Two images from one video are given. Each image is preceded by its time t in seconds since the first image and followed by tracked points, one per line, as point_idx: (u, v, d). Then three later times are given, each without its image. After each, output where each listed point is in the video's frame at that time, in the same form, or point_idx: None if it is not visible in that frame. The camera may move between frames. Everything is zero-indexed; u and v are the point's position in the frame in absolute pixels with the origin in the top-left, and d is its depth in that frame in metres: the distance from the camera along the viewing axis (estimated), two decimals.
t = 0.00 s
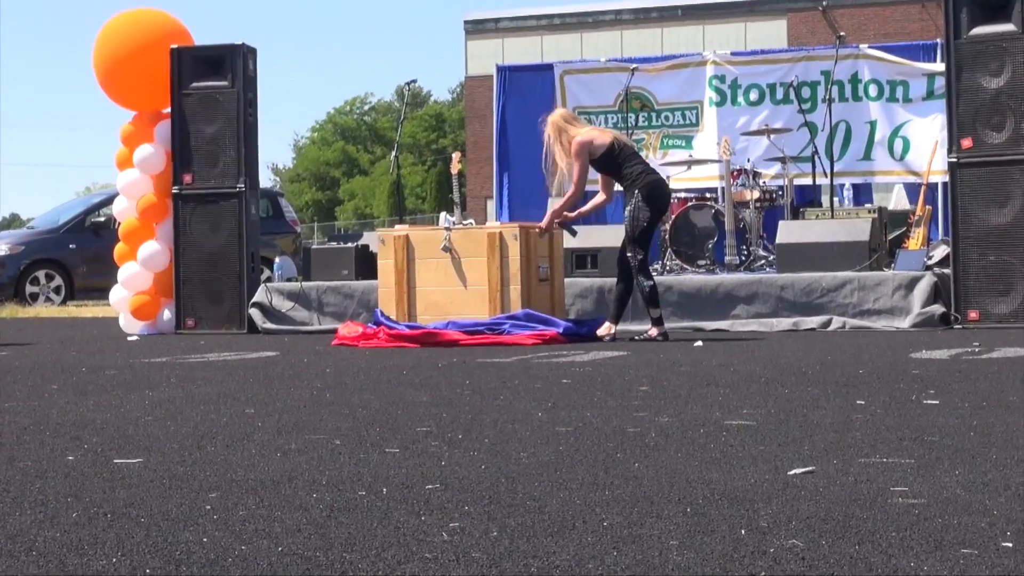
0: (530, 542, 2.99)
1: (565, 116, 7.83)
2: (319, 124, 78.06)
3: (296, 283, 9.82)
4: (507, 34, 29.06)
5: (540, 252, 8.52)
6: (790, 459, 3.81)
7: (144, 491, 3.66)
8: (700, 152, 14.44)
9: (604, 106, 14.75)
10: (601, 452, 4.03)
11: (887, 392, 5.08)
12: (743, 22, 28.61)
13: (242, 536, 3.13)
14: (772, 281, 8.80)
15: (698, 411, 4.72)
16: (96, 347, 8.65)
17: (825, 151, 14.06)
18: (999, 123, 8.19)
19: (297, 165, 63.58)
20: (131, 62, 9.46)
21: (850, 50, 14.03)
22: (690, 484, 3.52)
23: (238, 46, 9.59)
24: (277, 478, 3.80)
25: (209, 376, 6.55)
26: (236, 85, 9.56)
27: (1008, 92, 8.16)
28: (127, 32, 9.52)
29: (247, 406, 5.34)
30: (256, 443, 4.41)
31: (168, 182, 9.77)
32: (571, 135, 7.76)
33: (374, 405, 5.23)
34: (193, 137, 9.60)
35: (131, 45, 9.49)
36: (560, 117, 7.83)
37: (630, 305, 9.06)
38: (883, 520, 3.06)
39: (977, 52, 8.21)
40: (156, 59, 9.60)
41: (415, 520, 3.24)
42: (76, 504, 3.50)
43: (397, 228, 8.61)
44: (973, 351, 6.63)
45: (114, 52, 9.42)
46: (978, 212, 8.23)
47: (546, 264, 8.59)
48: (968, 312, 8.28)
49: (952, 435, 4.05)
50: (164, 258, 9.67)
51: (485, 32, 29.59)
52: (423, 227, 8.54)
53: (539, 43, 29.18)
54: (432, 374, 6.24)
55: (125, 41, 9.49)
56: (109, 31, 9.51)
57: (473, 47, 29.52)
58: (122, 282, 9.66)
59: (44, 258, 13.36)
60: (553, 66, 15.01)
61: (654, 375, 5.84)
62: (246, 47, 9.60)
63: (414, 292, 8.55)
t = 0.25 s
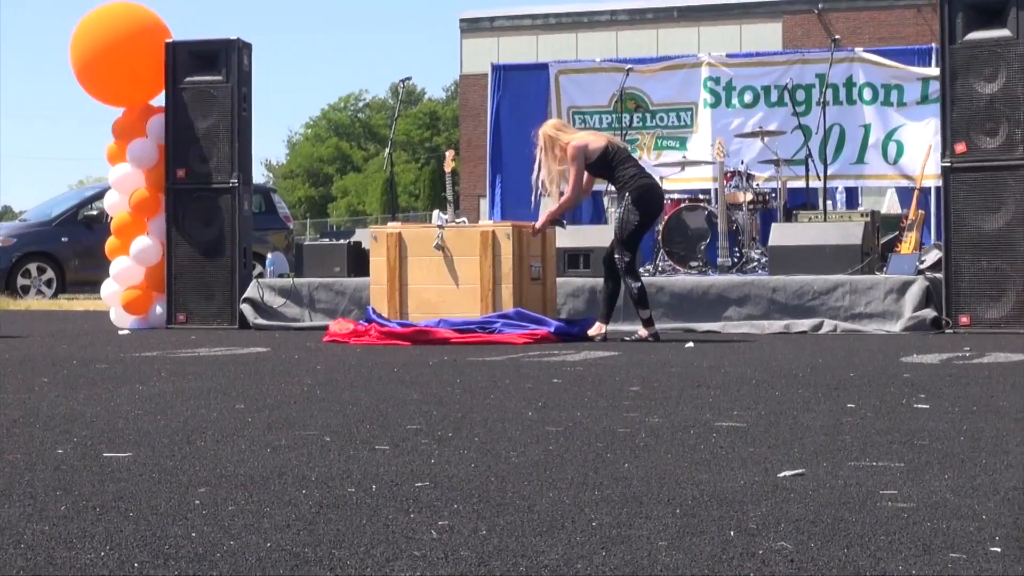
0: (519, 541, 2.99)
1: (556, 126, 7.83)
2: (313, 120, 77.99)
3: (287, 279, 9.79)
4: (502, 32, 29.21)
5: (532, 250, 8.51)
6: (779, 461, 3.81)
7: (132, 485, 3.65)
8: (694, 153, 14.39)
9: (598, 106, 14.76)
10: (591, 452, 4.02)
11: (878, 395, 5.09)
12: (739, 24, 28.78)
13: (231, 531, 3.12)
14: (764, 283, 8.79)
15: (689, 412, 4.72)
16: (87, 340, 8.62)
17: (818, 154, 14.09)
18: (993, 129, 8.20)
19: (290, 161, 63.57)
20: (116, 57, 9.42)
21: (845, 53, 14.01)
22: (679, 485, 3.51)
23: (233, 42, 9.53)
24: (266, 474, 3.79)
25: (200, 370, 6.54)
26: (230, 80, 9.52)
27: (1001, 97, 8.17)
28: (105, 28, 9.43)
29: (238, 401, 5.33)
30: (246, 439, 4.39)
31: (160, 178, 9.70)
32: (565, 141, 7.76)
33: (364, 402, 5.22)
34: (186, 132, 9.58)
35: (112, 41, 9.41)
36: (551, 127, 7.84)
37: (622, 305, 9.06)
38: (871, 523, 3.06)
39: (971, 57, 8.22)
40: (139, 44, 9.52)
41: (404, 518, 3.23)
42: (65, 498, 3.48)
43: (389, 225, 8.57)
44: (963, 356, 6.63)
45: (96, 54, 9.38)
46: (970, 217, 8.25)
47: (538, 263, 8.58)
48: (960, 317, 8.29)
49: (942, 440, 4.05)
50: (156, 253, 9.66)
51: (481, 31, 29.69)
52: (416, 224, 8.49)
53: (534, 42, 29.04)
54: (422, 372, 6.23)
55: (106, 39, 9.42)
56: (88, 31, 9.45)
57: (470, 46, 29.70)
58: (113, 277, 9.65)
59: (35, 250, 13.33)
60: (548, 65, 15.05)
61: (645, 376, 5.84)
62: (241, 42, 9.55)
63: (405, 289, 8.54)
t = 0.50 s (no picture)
0: None
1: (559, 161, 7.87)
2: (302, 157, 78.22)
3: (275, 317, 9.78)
4: (489, 70, 29.87)
5: (519, 288, 8.51)
6: (766, 499, 3.80)
7: (118, 524, 3.62)
8: (681, 190, 14.44)
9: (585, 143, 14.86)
10: (578, 490, 4.00)
11: (865, 432, 5.08)
12: (725, 62, 29.14)
13: (217, 571, 3.09)
14: (751, 320, 8.81)
15: (677, 450, 4.71)
16: (73, 378, 8.58)
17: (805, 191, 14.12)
18: (978, 165, 8.25)
19: (279, 198, 63.71)
20: (106, 82, 9.28)
21: (830, 91, 14.14)
22: (667, 523, 3.50)
23: (220, 79, 9.55)
24: (252, 513, 3.76)
25: (187, 408, 6.51)
26: (218, 118, 9.53)
27: (986, 134, 8.22)
28: (88, 56, 9.27)
29: (224, 439, 5.30)
30: (232, 477, 4.36)
31: (147, 215, 9.68)
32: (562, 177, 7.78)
33: (351, 439, 5.20)
34: (174, 169, 9.58)
35: (100, 68, 9.26)
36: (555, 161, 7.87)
37: (609, 342, 9.05)
38: (859, 562, 3.04)
39: (956, 94, 8.28)
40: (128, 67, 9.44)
41: (390, 556, 3.20)
42: (49, 537, 3.45)
43: (378, 263, 8.58)
44: (950, 392, 6.63)
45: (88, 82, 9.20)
46: (956, 254, 8.28)
47: (525, 300, 8.58)
48: (947, 353, 8.30)
49: (929, 477, 4.05)
50: (143, 290, 9.62)
51: (469, 68, 30.12)
52: (404, 262, 8.49)
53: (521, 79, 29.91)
54: (409, 409, 6.21)
55: (93, 66, 9.25)
56: (68, 64, 9.25)
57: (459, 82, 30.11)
58: (100, 314, 9.59)
59: (22, 288, 13.28)
60: (535, 102, 15.11)
61: (632, 414, 5.82)
62: (229, 79, 9.57)
63: (393, 327, 8.53)
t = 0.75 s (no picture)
0: None
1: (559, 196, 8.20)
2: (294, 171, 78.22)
3: (265, 330, 9.74)
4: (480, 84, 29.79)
5: (510, 302, 8.50)
6: (756, 514, 3.79)
7: (107, 537, 3.60)
8: (672, 205, 14.49)
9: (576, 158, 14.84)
10: (568, 505, 3.99)
11: (855, 448, 5.08)
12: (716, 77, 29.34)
13: None
14: (742, 334, 8.81)
15: (667, 465, 4.71)
16: (62, 390, 8.55)
17: (796, 206, 14.19)
18: (969, 181, 8.28)
19: (270, 211, 63.70)
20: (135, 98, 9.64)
21: (821, 106, 14.14)
22: (657, 538, 3.49)
23: (212, 93, 9.56)
24: (242, 526, 3.75)
25: (176, 421, 6.49)
26: (209, 131, 9.53)
27: (977, 150, 8.25)
28: (118, 73, 9.61)
29: (214, 453, 5.28)
30: (222, 490, 4.35)
31: (140, 227, 9.67)
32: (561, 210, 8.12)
33: (341, 453, 5.19)
34: (164, 183, 9.56)
35: (130, 85, 9.62)
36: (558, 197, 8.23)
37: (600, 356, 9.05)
38: None
39: (947, 110, 8.32)
40: (158, 81, 9.78)
41: (380, 571, 3.19)
42: (38, 550, 3.44)
43: (369, 276, 8.58)
44: (940, 408, 6.63)
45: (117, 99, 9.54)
46: (946, 269, 8.30)
47: (516, 314, 8.57)
48: (937, 368, 8.31)
49: (919, 492, 4.05)
50: (134, 302, 9.64)
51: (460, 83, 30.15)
52: (394, 276, 8.48)
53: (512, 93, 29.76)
54: (400, 423, 6.20)
55: (122, 82, 9.60)
56: (98, 80, 9.56)
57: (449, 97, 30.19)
58: (90, 324, 9.61)
59: (12, 300, 13.25)
60: (526, 117, 15.10)
61: (622, 428, 5.82)
62: (220, 93, 9.58)
63: (383, 340, 8.50)
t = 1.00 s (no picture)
0: None
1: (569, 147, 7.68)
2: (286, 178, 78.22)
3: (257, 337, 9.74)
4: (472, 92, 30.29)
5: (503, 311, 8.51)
6: (748, 522, 3.80)
7: (99, 544, 3.59)
8: (664, 213, 14.52)
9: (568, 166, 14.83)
10: (561, 512, 3.99)
11: (846, 456, 5.09)
12: (708, 86, 29.56)
13: None
14: (734, 343, 8.83)
15: (659, 473, 4.71)
16: (54, 397, 8.52)
17: (788, 215, 14.21)
18: (961, 191, 8.30)
19: (262, 218, 63.75)
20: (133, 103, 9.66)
21: (814, 115, 14.20)
22: (649, 546, 3.50)
23: (204, 99, 9.56)
24: (234, 533, 3.74)
25: (167, 428, 6.48)
26: (202, 138, 9.53)
27: (969, 159, 8.28)
28: (119, 77, 9.63)
29: (206, 459, 5.28)
30: (213, 497, 4.34)
31: (133, 234, 9.67)
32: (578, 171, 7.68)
33: (333, 460, 5.19)
34: (157, 189, 9.56)
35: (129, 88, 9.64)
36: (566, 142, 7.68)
37: (592, 363, 9.06)
38: None
39: (939, 120, 8.34)
40: (145, 87, 9.74)
41: None
42: (30, 556, 3.43)
43: (362, 283, 8.60)
44: (933, 417, 6.64)
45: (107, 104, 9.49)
46: (938, 279, 8.32)
47: (509, 322, 8.58)
48: (928, 378, 8.32)
49: (911, 501, 4.05)
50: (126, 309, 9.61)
51: (453, 91, 30.58)
52: (386, 283, 8.50)
53: (505, 102, 30.54)
54: (392, 431, 6.19)
55: (122, 86, 9.61)
56: (98, 81, 9.55)
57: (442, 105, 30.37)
58: (83, 332, 9.58)
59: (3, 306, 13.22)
60: (518, 125, 15.08)
61: (614, 436, 5.82)
62: (213, 99, 9.58)
63: (376, 347, 8.50)
